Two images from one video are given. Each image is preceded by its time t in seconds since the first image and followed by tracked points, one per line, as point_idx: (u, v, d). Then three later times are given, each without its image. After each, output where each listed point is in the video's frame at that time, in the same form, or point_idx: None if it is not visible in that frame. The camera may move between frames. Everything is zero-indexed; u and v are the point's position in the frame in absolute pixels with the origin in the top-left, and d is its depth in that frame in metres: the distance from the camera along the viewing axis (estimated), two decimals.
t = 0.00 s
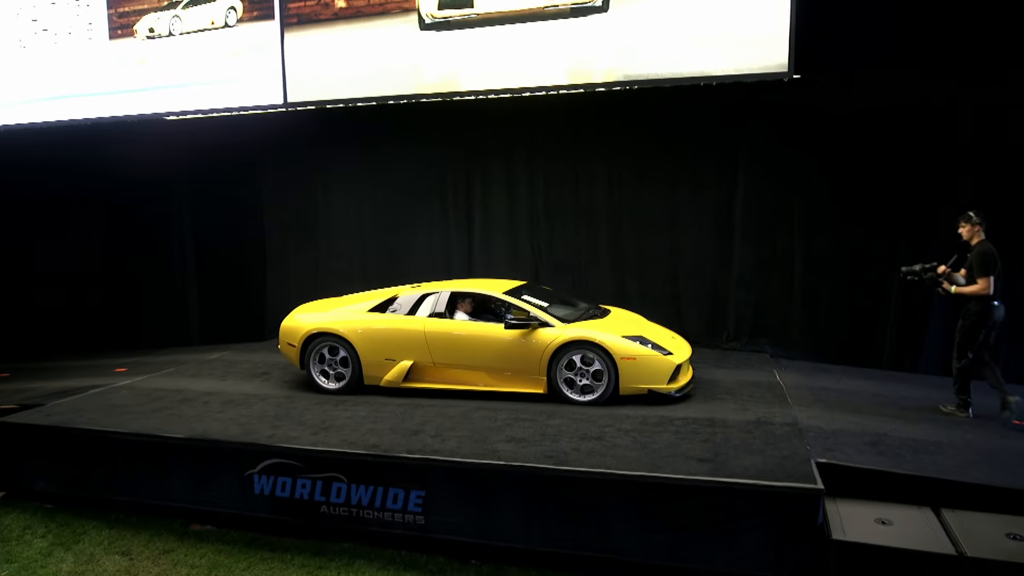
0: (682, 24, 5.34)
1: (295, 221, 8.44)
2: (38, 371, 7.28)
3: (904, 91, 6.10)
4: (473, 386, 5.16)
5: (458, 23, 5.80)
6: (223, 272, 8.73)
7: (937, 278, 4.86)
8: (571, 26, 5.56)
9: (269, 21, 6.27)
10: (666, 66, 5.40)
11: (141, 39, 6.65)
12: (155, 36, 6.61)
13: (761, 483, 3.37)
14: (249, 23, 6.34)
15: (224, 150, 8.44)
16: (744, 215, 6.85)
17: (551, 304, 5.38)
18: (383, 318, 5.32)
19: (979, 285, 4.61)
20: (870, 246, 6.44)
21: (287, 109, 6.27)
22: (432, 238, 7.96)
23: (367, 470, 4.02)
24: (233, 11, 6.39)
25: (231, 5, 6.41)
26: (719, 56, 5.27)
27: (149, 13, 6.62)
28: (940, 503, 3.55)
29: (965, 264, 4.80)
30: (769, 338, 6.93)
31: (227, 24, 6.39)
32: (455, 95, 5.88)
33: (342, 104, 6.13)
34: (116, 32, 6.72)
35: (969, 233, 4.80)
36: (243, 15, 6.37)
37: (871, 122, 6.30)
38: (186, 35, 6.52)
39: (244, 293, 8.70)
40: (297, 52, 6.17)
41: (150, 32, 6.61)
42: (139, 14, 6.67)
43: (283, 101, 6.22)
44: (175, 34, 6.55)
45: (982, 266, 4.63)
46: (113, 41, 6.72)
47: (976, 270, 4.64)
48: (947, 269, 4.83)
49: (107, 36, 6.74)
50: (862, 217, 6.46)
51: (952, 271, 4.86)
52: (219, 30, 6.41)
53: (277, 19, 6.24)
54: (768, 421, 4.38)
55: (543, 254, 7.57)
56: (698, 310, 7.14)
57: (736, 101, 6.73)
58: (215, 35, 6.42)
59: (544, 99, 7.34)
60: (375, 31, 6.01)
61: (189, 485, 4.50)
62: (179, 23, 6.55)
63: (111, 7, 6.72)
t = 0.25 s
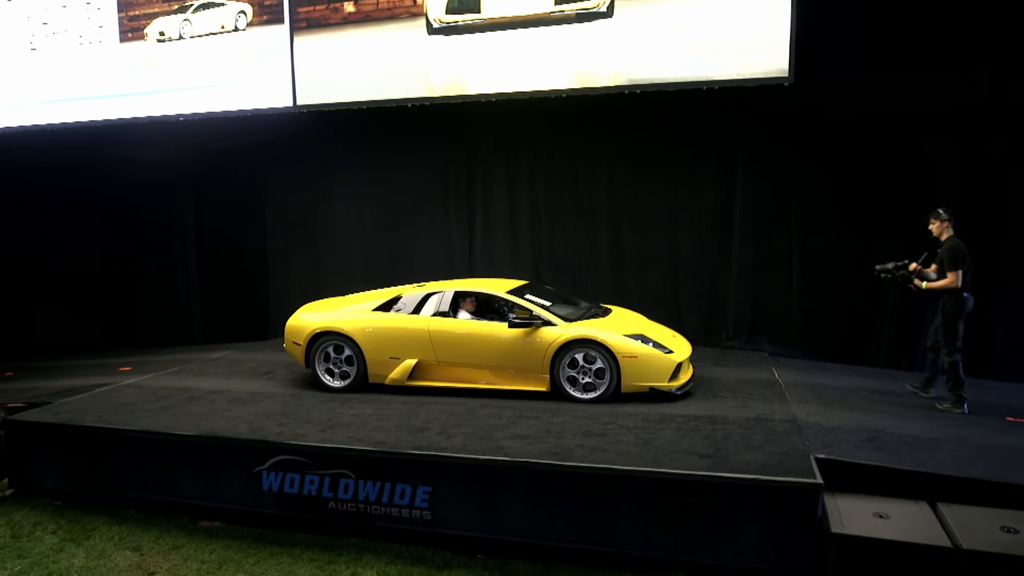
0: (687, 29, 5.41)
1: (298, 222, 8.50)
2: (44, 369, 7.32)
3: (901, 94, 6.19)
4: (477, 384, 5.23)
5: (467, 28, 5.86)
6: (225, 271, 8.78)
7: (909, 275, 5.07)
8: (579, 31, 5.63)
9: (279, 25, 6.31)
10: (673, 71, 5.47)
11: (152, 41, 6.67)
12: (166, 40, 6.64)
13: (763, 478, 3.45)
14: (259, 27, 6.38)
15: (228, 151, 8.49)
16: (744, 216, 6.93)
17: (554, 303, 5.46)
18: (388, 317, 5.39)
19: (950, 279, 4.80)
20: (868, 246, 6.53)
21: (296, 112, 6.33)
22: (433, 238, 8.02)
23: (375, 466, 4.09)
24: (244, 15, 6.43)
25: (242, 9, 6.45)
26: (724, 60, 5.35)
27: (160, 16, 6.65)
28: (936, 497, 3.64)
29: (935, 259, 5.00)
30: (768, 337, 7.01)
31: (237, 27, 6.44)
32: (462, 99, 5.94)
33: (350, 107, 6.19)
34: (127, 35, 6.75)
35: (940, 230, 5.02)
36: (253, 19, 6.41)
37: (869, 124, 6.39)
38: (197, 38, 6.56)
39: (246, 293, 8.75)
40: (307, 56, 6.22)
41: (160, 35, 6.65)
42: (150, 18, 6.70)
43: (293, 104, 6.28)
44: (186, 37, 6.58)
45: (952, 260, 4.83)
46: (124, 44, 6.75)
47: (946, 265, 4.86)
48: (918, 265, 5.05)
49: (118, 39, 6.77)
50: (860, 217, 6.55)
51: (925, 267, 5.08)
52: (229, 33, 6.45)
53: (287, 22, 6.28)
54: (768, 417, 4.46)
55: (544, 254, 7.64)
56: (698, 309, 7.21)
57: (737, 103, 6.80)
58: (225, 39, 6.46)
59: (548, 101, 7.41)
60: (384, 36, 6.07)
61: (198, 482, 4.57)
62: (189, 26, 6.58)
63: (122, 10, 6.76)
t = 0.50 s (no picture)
0: (694, 34, 5.50)
1: (302, 223, 8.57)
2: (51, 368, 7.39)
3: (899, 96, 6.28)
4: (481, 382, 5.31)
5: (476, 33, 5.94)
6: (229, 271, 8.85)
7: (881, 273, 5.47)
8: (586, 37, 5.72)
9: (291, 29, 6.38)
10: (678, 75, 5.56)
11: (164, 45, 6.73)
12: (179, 44, 6.70)
13: (764, 473, 3.54)
14: (271, 31, 6.43)
15: (234, 152, 8.55)
16: (743, 216, 7.02)
17: (557, 302, 5.54)
18: (394, 316, 5.47)
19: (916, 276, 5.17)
20: (865, 246, 6.63)
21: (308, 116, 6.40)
22: (436, 238, 8.10)
23: (384, 462, 4.17)
24: (256, 20, 6.49)
25: (253, 14, 6.50)
26: (729, 66, 5.44)
27: (173, 21, 6.70)
28: (933, 491, 3.73)
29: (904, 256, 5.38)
30: (767, 336, 7.10)
31: (249, 32, 6.49)
32: (471, 103, 6.03)
33: (359, 110, 6.27)
34: (139, 39, 6.81)
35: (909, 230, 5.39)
36: (265, 23, 6.47)
37: (867, 126, 6.49)
38: (209, 43, 6.61)
39: (251, 293, 8.82)
40: (317, 61, 6.29)
41: (172, 39, 6.71)
42: (162, 22, 6.75)
43: (305, 108, 6.35)
44: (197, 42, 6.63)
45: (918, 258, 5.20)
46: (136, 48, 6.81)
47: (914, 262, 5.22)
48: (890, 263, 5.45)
49: (130, 43, 6.83)
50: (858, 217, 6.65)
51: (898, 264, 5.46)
52: (241, 38, 6.51)
53: (298, 27, 6.34)
54: (768, 414, 4.56)
55: (546, 255, 7.72)
56: (698, 309, 7.31)
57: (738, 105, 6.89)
58: (237, 43, 6.52)
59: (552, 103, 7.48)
60: (394, 41, 6.15)
61: (209, 478, 4.65)
62: (201, 30, 6.62)
63: (135, 15, 6.81)
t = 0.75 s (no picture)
0: (700, 39, 5.57)
1: (307, 224, 8.64)
2: (59, 366, 7.47)
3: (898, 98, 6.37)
4: (486, 380, 5.39)
5: (484, 37, 6.01)
6: (234, 270, 8.91)
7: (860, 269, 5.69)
8: (593, 41, 5.79)
9: (302, 33, 6.44)
10: (684, 79, 5.63)
11: (176, 48, 6.79)
12: (190, 47, 6.76)
13: (766, 468, 3.62)
14: (282, 35, 6.50)
15: (241, 153, 8.63)
16: (744, 216, 7.10)
17: (561, 302, 5.62)
18: (400, 314, 5.54)
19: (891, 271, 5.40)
20: (864, 245, 6.72)
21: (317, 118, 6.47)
22: (439, 238, 8.17)
23: (393, 458, 4.25)
24: (267, 23, 6.54)
25: (265, 17, 6.55)
26: (733, 69, 5.52)
27: (185, 24, 6.75)
28: (930, 486, 3.82)
29: (880, 252, 5.62)
30: (767, 334, 7.18)
31: (260, 35, 6.54)
32: (478, 106, 6.11)
33: (368, 113, 6.34)
34: (152, 42, 6.87)
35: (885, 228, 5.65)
36: (277, 27, 6.52)
37: (867, 127, 6.58)
38: (221, 46, 6.67)
39: (255, 292, 8.89)
40: (328, 64, 6.36)
41: (184, 42, 6.76)
42: (175, 25, 6.80)
43: (315, 110, 6.42)
44: (210, 45, 6.69)
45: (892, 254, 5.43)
46: (150, 50, 6.87)
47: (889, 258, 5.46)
48: (867, 259, 5.69)
49: (143, 45, 6.89)
50: (857, 217, 6.73)
51: (875, 260, 5.71)
52: (253, 41, 6.57)
53: (309, 31, 6.41)
54: (769, 411, 4.64)
55: (549, 255, 7.80)
56: (699, 307, 7.39)
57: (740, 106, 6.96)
58: (249, 46, 6.57)
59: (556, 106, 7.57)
60: (404, 45, 6.22)
61: (219, 474, 4.73)
62: (213, 33, 6.68)
63: (148, 18, 6.87)
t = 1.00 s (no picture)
0: (707, 44, 5.66)
1: (313, 224, 8.72)
2: (68, 365, 7.56)
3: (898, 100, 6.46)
4: (492, 377, 5.48)
5: (494, 42, 6.10)
6: (240, 270, 9.00)
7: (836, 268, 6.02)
8: (601, 46, 5.88)
9: (314, 37, 6.52)
10: (689, 82, 5.72)
11: (190, 52, 6.87)
12: (204, 50, 6.84)
13: (768, 462, 3.71)
14: (295, 39, 6.57)
15: (249, 155, 8.72)
16: (745, 217, 7.19)
17: (565, 300, 5.71)
18: (407, 313, 5.63)
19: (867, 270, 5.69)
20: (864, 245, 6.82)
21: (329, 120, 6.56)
22: (444, 238, 8.26)
23: (402, 454, 4.34)
24: (279, 28, 6.62)
25: (277, 22, 6.63)
26: (737, 73, 5.61)
27: (198, 28, 6.83)
28: (928, 480, 3.91)
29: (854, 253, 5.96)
30: (768, 333, 7.28)
31: (273, 39, 6.62)
32: (487, 109, 6.19)
33: (378, 116, 6.42)
34: (167, 46, 6.94)
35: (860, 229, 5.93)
36: (289, 31, 6.60)
37: (866, 128, 6.67)
38: (235, 50, 6.74)
39: (261, 292, 8.97)
40: (340, 68, 6.44)
41: (199, 46, 6.84)
42: (189, 29, 6.87)
43: (326, 113, 6.51)
44: (224, 49, 6.77)
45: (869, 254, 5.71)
46: (163, 54, 6.95)
47: (865, 257, 5.74)
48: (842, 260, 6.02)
49: (157, 49, 6.96)
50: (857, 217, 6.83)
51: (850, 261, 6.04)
52: (266, 45, 6.64)
53: (321, 35, 6.49)
54: (771, 408, 4.73)
55: (553, 255, 7.89)
56: (700, 307, 7.49)
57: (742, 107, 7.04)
58: (262, 51, 6.65)
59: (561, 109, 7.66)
60: (415, 49, 6.30)
61: (231, 469, 4.82)
62: (228, 38, 6.76)
63: (163, 22, 6.94)
